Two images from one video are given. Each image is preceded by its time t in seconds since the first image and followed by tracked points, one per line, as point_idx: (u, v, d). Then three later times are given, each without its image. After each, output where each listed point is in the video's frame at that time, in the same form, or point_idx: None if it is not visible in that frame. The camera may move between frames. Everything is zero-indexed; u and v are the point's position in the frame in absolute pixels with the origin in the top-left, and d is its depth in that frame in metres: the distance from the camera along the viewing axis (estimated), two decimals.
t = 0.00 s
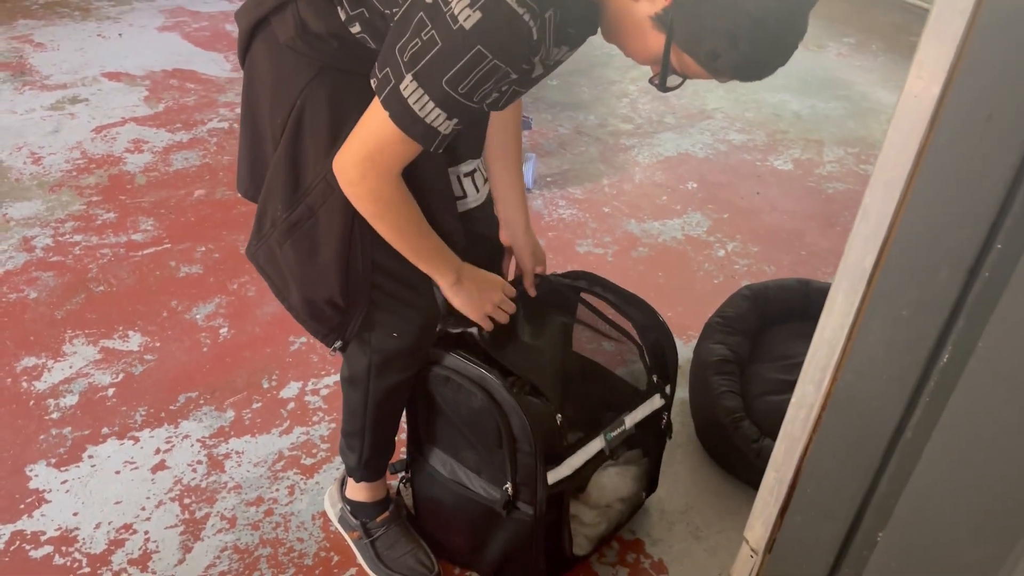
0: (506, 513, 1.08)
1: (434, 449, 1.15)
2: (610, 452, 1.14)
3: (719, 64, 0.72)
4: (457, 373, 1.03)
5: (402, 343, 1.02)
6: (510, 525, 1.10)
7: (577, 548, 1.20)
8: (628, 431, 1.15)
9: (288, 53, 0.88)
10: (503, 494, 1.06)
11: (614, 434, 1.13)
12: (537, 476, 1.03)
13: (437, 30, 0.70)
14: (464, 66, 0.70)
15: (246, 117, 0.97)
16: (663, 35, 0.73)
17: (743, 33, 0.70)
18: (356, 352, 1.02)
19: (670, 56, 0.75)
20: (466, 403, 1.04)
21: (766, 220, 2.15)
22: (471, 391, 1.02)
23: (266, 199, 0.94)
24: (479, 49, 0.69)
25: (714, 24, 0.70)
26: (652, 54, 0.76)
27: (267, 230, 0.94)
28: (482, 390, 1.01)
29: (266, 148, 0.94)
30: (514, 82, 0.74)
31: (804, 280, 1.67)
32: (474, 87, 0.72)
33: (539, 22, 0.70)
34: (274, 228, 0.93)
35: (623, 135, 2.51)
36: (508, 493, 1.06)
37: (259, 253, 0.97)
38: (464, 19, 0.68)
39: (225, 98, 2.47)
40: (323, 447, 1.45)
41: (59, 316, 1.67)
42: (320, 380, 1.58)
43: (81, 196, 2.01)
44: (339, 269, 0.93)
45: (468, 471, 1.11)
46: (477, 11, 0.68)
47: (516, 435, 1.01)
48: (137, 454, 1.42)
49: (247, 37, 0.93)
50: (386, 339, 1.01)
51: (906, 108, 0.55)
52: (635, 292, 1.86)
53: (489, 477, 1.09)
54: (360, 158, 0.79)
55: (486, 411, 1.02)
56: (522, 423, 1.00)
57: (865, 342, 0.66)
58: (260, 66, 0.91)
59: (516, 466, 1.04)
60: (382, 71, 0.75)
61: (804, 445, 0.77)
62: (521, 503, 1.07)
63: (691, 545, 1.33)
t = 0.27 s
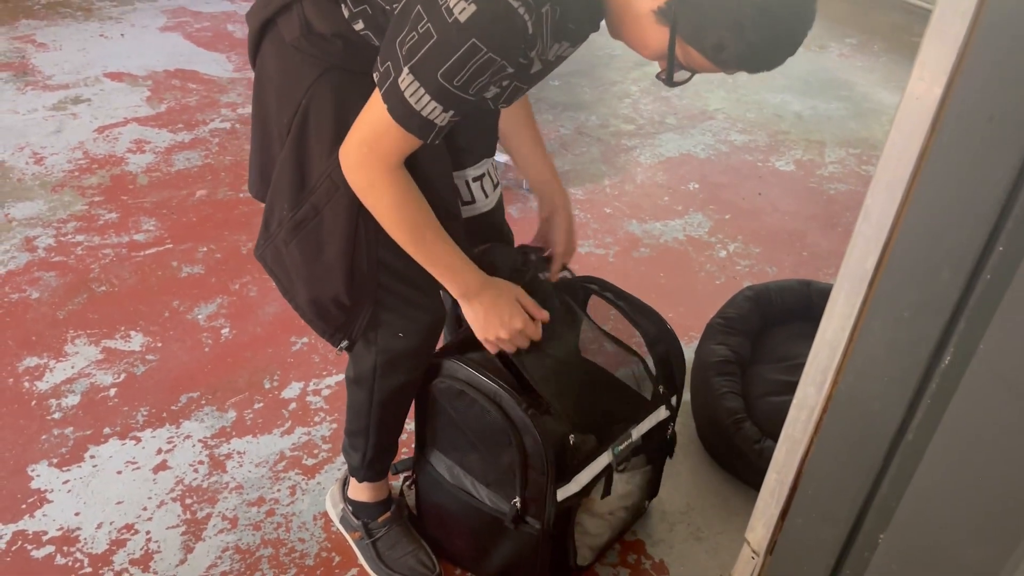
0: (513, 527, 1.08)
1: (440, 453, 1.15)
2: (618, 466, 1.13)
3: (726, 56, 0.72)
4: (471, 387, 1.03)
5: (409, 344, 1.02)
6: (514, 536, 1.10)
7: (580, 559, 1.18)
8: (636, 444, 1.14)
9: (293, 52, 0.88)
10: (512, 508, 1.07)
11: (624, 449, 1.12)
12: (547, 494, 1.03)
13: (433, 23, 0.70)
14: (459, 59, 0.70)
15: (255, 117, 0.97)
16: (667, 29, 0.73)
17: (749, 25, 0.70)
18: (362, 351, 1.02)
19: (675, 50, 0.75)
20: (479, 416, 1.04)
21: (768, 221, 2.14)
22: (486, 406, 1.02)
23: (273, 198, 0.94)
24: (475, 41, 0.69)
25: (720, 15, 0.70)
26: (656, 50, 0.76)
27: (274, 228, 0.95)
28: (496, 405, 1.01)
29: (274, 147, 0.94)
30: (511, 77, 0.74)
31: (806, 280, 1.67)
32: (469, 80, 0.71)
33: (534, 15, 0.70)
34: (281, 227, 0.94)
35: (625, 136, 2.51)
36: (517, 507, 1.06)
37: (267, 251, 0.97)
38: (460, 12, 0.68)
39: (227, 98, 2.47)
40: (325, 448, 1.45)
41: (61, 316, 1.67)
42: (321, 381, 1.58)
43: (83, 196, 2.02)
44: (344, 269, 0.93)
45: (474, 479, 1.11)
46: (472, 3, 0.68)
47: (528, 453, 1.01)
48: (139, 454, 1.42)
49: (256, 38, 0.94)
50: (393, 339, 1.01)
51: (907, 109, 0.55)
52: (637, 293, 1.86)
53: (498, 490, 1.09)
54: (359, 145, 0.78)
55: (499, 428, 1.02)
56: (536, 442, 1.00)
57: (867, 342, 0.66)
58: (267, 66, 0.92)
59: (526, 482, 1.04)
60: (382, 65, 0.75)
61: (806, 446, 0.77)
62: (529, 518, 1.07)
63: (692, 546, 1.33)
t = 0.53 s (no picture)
0: (516, 530, 1.08)
1: (441, 454, 1.15)
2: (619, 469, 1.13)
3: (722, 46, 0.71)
4: (475, 390, 1.03)
5: (413, 343, 1.03)
6: (516, 539, 1.10)
7: (580, 561, 1.18)
8: (638, 447, 1.14)
9: (295, 50, 0.88)
10: (514, 511, 1.06)
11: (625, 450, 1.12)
12: (550, 497, 1.03)
13: (430, 18, 0.70)
14: (455, 54, 0.70)
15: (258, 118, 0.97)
16: (668, 23, 0.73)
17: (747, 16, 0.69)
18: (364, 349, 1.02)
19: (676, 44, 0.74)
20: (483, 420, 1.04)
21: (768, 221, 2.14)
22: (490, 410, 1.02)
23: (276, 197, 0.94)
24: (470, 36, 0.69)
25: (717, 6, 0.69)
26: (658, 44, 0.76)
27: (277, 227, 0.95)
28: (500, 408, 1.01)
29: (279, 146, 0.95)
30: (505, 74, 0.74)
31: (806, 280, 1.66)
32: (465, 74, 0.71)
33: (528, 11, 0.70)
34: (283, 225, 0.94)
35: (625, 136, 2.51)
36: (519, 511, 1.06)
37: (271, 249, 0.97)
38: (456, 6, 0.68)
39: (228, 98, 2.47)
40: (325, 448, 1.45)
41: (62, 316, 1.67)
42: (322, 381, 1.58)
43: (84, 196, 2.02)
44: (343, 269, 0.92)
45: (476, 482, 1.11)
46: None
47: (531, 456, 1.01)
48: (139, 454, 1.42)
49: (258, 39, 0.94)
50: (398, 338, 1.01)
51: (906, 109, 0.55)
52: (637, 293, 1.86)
53: (500, 492, 1.09)
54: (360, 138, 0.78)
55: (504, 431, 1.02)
56: (541, 446, 1.00)
57: (866, 342, 0.66)
58: (272, 65, 0.92)
59: (529, 486, 1.04)
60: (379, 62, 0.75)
61: (805, 446, 0.76)
62: (531, 521, 1.07)
63: (692, 546, 1.33)
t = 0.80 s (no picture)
0: (517, 530, 1.08)
1: (441, 455, 1.15)
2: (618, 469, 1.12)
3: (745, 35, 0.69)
4: (474, 389, 1.03)
5: (414, 345, 1.02)
6: (516, 538, 1.09)
7: (580, 562, 1.19)
8: (637, 446, 1.14)
9: (297, 56, 0.88)
10: (514, 511, 1.06)
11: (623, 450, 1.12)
12: (549, 495, 1.03)
13: (446, 31, 0.70)
14: (473, 66, 0.70)
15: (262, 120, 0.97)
16: (679, 26, 0.72)
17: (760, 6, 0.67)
18: (367, 352, 1.02)
19: (688, 47, 0.73)
20: (483, 419, 1.04)
21: (767, 221, 2.14)
22: (489, 409, 1.02)
23: (280, 201, 0.95)
24: (488, 49, 0.69)
25: None
26: (670, 49, 0.75)
27: (280, 230, 0.95)
28: (498, 406, 1.01)
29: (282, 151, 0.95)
30: (521, 82, 0.74)
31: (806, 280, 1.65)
32: (483, 86, 0.72)
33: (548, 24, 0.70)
34: (287, 229, 0.94)
35: (625, 137, 2.51)
36: (519, 510, 1.06)
37: (273, 252, 0.98)
38: (473, 19, 0.68)
39: (227, 100, 2.48)
40: (325, 449, 1.45)
41: (61, 318, 1.67)
42: (321, 382, 1.58)
43: (83, 198, 2.02)
44: (347, 273, 0.92)
45: (476, 482, 1.11)
46: (484, 10, 0.68)
47: (531, 454, 1.01)
48: (139, 456, 1.42)
49: (263, 41, 0.94)
50: (399, 342, 1.01)
51: (904, 109, 0.55)
52: (637, 293, 1.86)
53: (499, 492, 1.09)
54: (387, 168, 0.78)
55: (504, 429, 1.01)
56: (540, 445, 0.99)
57: (864, 342, 0.66)
58: (273, 70, 0.92)
59: (529, 484, 1.03)
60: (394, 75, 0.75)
61: (804, 448, 0.76)
62: (532, 520, 1.07)
63: (692, 547, 1.33)
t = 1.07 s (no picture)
0: (514, 527, 1.09)
1: (437, 455, 1.16)
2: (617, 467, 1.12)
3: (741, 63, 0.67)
4: (468, 388, 1.04)
5: (396, 340, 1.04)
6: (514, 537, 1.11)
7: (580, 560, 1.20)
8: (636, 444, 1.14)
9: (298, 49, 0.87)
10: (511, 509, 1.08)
11: (622, 448, 1.12)
12: (545, 491, 1.04)
13: (475, 24, 0.72)
14: (502, 59, 0.73)
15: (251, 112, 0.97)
16: (672, 47, 0.72)
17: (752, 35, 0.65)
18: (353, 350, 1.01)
19: (679, 68, 0.73)
20: (478, 416, 1.05)
21: (765, 222, 2.15)
22: (484, 406, 1.03)
23: (268, 194, 0.93)
24: (515, 45, 0.72)
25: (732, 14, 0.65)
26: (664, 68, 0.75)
27: (267, 224, 0.93)
28: (493, 403, 1.02)
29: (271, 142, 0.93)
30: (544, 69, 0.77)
31: (804, 280, 1.66)
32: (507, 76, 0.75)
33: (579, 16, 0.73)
34: (275, 223, 0.92)
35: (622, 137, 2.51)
36: (516, 507, 1.07)
37: (256, 247, 0.95)
38: (503, 16, 0.70)
39: (224, 103, 2.47)
40: (324, 452, 1.45)
41: (59, 322, 1.67)
42: (320, 384, 1.58)
43: (81, 201, 2.01)
44: (337, 269, 0.91)
45: (473, 481, 1.12)
46: (514, 9, 0.70)
47: (526, 450, 1.02)
48: (138, 459, 1.42)
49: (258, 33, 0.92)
50: (382, 336, 1.02)
51: (902, 108, 0.55)
52: (635, 294, 1.86)
53: (496, 491, 1.10)
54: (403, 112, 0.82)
55: (498, 426, 1.03)
56: (534, 440, 1.01)
57: (863, 341, 0.66)
58: (270, 61, 0.90)
59: (525, 481, 1.05)
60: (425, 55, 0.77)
61: (803, 447, 0.76)
62: (529, 517, 1.08)
63: (692, 547, 1.33)
